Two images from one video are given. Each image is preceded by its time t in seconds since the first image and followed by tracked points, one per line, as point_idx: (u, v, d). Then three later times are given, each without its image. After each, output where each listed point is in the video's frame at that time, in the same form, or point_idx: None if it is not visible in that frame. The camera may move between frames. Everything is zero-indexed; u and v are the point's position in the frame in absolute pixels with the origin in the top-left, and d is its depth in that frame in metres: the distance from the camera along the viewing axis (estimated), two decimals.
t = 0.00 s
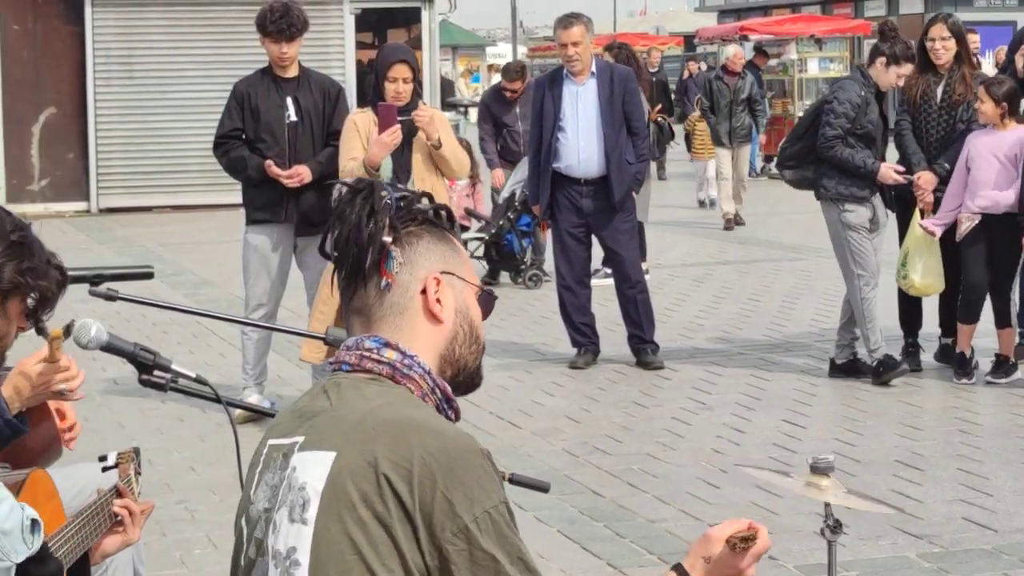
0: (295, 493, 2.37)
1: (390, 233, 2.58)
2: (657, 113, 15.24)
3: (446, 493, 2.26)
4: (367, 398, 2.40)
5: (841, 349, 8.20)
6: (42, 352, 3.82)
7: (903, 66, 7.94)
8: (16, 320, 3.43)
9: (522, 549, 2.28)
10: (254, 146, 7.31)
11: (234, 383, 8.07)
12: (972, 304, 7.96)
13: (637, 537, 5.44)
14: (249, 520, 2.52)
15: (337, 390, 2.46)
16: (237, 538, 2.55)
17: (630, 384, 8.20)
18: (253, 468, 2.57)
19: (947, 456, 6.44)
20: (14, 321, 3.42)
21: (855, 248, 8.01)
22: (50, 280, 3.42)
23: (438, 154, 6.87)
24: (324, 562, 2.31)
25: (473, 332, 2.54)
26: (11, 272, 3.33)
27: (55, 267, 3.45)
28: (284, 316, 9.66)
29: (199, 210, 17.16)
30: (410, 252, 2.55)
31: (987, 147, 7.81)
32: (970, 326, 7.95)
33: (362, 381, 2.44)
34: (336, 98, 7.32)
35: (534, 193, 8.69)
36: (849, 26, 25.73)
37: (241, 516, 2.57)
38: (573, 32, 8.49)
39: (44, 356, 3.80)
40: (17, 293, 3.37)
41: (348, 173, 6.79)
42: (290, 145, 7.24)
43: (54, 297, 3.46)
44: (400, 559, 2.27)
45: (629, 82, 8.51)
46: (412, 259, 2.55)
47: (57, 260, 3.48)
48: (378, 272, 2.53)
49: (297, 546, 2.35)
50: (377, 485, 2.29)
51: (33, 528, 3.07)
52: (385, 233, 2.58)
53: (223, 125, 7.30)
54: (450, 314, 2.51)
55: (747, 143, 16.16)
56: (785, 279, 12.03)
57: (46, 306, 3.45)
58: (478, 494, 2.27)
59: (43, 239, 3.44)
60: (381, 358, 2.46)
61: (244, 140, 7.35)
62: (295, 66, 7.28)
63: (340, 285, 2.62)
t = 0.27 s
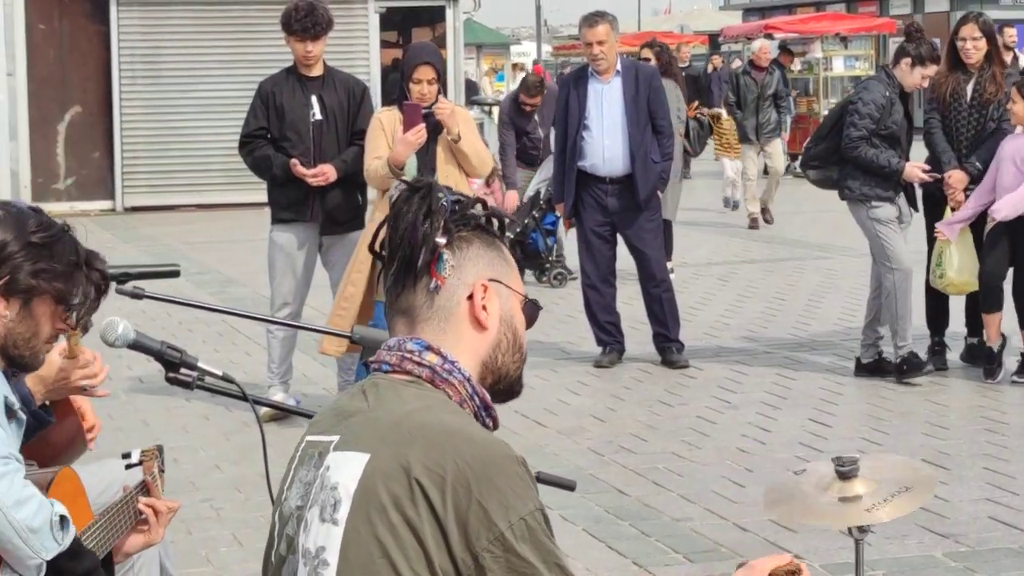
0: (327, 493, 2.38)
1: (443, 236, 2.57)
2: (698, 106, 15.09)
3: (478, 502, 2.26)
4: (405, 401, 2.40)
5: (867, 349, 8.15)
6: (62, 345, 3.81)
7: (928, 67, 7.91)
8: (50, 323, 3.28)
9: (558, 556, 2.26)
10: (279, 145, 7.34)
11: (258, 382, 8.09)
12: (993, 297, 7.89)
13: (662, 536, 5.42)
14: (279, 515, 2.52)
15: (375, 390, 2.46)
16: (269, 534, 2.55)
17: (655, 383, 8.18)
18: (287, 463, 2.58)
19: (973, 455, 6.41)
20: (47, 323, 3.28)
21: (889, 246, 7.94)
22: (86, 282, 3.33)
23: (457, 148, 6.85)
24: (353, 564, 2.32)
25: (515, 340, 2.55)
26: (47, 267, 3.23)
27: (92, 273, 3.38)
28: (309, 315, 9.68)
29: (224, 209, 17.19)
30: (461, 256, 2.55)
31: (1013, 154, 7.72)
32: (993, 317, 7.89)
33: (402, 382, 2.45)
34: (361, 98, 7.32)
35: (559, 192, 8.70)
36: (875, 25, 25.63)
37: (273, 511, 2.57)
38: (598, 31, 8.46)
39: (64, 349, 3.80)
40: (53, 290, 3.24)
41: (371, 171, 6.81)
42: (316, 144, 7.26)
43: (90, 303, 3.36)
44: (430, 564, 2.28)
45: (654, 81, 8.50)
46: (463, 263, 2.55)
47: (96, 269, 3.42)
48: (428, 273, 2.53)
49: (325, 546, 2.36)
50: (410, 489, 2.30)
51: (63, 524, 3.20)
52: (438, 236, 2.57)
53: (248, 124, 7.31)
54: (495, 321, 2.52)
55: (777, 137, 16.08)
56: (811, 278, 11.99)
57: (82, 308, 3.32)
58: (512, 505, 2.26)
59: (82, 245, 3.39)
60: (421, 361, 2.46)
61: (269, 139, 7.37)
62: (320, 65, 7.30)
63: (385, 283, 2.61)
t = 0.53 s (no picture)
0: (362, 490, 2.38)
1: (455, 243, 2.56)
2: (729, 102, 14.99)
3: (510, 503, 2.26)
4: (439, 400, 2.40)
5: (889, 346, 8.14)
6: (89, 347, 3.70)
7: (951, 63, 7.87)
8: (57, 303, 3.47)
9: (584, 562, 2.26)
10: (301, 143, 7.35)
11: (281, 379, 8.11)
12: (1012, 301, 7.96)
13: (685, 534, 5.41)
14: (315, 512, 2.53)
15: (408, 388, 2.46)
16: (303, 531, 2.56)
17: (678, 381, 8.17)
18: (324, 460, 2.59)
19: (997, 453, 6.38)
20: (55, 304, 3.47)
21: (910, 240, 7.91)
22: (84, 258, 3.49)
23: (480, 149, 6.86)
24: (387, 562, 2.31)
25: (542, 329, 2.55)
26: (35, 251, 3.42)
27: (93, 248, 3.54)
28: (331, 313, 9.69)
29: (246, 207, 17.23)
30: (477, 257, 2.55)
31: None
32: (1009, 322, 7.99)
33: (434, 382, 2.45)
34: (384, 96, 7.33)
35: (581, 189, 8.69)
36: (896, 22, 25.50)
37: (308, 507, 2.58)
38: (620, 28, 8.45)
39: (90, 351, 3.69)
40: (46, 271, 3.42)
41: (393, 170, 6.83)
42: (338, 142, 7.27)
43: (97, 278, 3.52)
44: (462, 564, 2.27)
45: (676, 78, 8.48)
46: (479, 263, 2.54)
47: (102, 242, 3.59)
48: (444, 279, 2.53)
49: (360, 543, 2.36)
50: (444, 488, 2.30)
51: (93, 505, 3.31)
52: (450, 241, 2.56)
53: (270, 122, 7.32)
54: (519, 315, 2.52)
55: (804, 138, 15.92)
56: (833, 275, 11.95)
57: (84, 285, 3.47)
58: (541, 508, 2.26)
59: (83, 222, 3.56)
60: (451, 360, 2.47)
61: (292, 137, 7.37)
62: (342, 62, 7.31)
63: (406, 289, 2.62)
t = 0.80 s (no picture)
0: (379, 485, 2.39)
1: (463, 241, 2.59)
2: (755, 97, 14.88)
3: (526, 497, 2.25)
4: (455, 396, 2.41)
5: (908, 343, 8.11)
6: (117, 353, 3.76)
7: (975, 60, 7.82)
8: (74, 299, 3.48)
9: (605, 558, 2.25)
10: (320, 139, 7.36)
11: (300, 376, 8.13)
12: None
13: (704, 531, 5.41)
14: (333, 505, 2.54)
15: (425, 385, 2.47)
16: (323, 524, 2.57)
17: (697, 377, 8.16)
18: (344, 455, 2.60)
19: (1018, 450, 6.35)
20: (72, 299, 3.48)
21: (924, 240, 7.87)
22: (102, 256, 3.49)
23: (496, 147, 6.85)
24: (404, 556, 2.32)
25: (558, 326, 2.53)
26: (52, 246, 3.44)
27: (115, 247, 3.54)
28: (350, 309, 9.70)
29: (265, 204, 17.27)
30: (486, 255, 2.56)
31: None
32: None
33: (450, 377, 2.46)
34: (403, 92, 7.35)
35: (599, 185, 8.68)
36: (916, 17, 25.37)
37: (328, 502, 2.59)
38: (640, 25, 8.41)
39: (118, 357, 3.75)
40: (62, 267, 3.44)
41: (413, 169, 6.82)
42: (356, 138, 7.27)
43: (116, 276, 3.51)
44: (478, 558, 2.27)
45: (695, 74, 8.46)
46: (488, 261, 2.56)
47: (126, 241, 3.59)
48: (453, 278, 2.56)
49: (376, 537, 2.36)
50: (459, 483, 2.30)
51: (109, 507, 3.31)
52: (457, 240, 2.59)
53: (289, 117, 7.34)
54: (532, 312, 2.51)
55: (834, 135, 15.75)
56: (853, 272, 11.92)
57: (99, 283, 3.47)
58: (558, 501, 2.25)
59: (107, 220, 3.56)
60: (466, 356, 2.47)
61: (311, 132, 7.39)
62: (361, 59, 7.32)
63: (422, 291, 2.65)
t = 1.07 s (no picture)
0: (388, 483, 2.38)
1: (451, 243, 2.63)
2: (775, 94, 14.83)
3: (538, 482, 2.25)
4: (459, 390, 2.42)
5: (927, 339, 8.08)
6: (140, 354, 3.83)
7: (993, 60, 7.82)
8: (97, 299, 3.51)
9: (623, 532, 2.26)
10: (338, 134, 7.37)
11: (318, 372, 8.14)
12: None
13: (723, 527, 5.39)
14: (344, 509, 2.53)
15: (430, 380, 2.48)
16: (334, 527, 2.56)
17: (715, 373, 8.14)
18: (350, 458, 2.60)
19: None
20: (95, 299, 3.51)
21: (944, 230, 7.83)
22: (128, 258, 3.52)
23: (514, 141, 6.87)
24: (417, 552, 2.31)
25: (556, 317, 2.55)
26: (78, 245, 3.48)
27: (142, 252, 3.57)
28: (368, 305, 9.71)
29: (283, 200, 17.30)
30: (478, 252, 2.59)
31: None
32: None
33: (453, 371, 2.47)
34: (421, 87, 7.35)
35: (618, 181, 8.67)
36: (933, 13, 25.30)
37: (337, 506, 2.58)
38: (657, 20, 8.39)
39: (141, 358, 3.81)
40: (87, 265, 3.48)
41: (431, 165, 6.79)
42: (374, 133, 7.27)
43: (140, 280, 3.53)
44: (492, 546, 2.27)
45: (713, 68, 8.44)
46: (480, 259, 2.59)
47: (154, 247, 3.62)
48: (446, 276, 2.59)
49: (389, 535, 2.35)
50: (469, 473, 2.30)
51: (125, 516, 3.35)
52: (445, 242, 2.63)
53: (308, 113, 7.34)
54: (527, 306, 2.53)
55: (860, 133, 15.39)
56: (871, 267, 11.88)
57: (123, 284, 3.50)
58: (572, 481, 2.25)
59: (136, 225, 3.60)
60: (467, 349, 2.49)
61: (328, 128, 7.39)
62: (379, 55, 7.34)
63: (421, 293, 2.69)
